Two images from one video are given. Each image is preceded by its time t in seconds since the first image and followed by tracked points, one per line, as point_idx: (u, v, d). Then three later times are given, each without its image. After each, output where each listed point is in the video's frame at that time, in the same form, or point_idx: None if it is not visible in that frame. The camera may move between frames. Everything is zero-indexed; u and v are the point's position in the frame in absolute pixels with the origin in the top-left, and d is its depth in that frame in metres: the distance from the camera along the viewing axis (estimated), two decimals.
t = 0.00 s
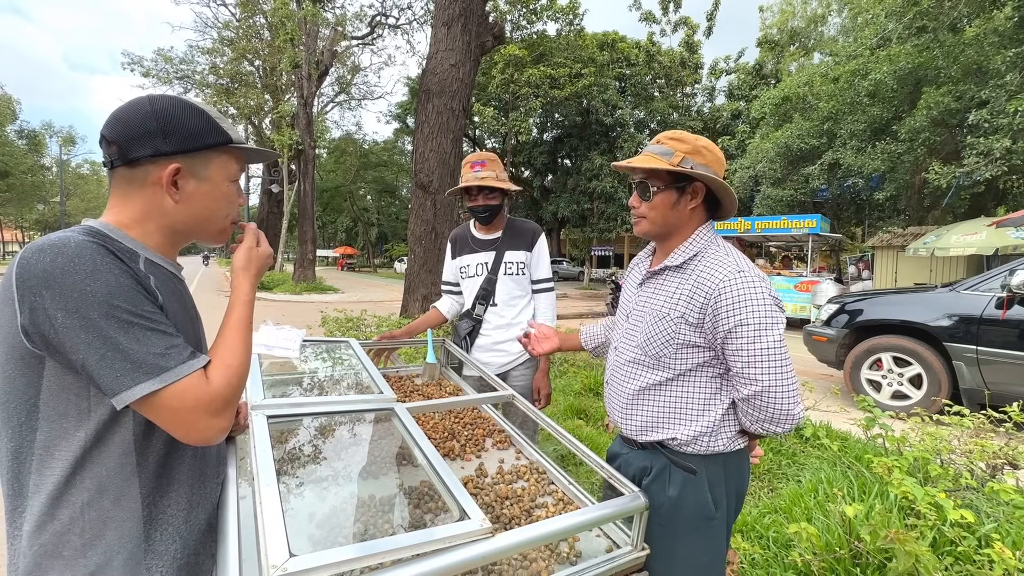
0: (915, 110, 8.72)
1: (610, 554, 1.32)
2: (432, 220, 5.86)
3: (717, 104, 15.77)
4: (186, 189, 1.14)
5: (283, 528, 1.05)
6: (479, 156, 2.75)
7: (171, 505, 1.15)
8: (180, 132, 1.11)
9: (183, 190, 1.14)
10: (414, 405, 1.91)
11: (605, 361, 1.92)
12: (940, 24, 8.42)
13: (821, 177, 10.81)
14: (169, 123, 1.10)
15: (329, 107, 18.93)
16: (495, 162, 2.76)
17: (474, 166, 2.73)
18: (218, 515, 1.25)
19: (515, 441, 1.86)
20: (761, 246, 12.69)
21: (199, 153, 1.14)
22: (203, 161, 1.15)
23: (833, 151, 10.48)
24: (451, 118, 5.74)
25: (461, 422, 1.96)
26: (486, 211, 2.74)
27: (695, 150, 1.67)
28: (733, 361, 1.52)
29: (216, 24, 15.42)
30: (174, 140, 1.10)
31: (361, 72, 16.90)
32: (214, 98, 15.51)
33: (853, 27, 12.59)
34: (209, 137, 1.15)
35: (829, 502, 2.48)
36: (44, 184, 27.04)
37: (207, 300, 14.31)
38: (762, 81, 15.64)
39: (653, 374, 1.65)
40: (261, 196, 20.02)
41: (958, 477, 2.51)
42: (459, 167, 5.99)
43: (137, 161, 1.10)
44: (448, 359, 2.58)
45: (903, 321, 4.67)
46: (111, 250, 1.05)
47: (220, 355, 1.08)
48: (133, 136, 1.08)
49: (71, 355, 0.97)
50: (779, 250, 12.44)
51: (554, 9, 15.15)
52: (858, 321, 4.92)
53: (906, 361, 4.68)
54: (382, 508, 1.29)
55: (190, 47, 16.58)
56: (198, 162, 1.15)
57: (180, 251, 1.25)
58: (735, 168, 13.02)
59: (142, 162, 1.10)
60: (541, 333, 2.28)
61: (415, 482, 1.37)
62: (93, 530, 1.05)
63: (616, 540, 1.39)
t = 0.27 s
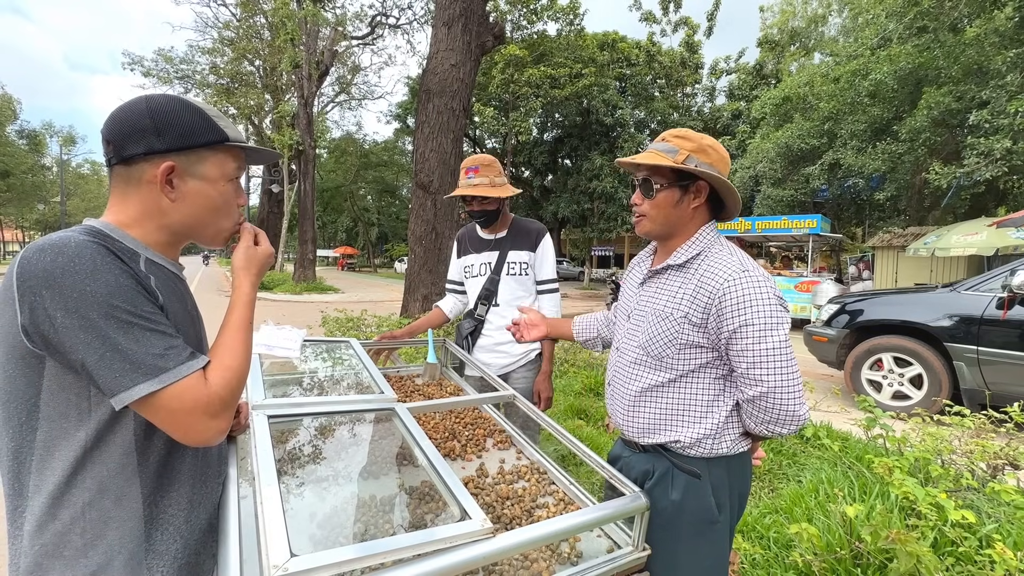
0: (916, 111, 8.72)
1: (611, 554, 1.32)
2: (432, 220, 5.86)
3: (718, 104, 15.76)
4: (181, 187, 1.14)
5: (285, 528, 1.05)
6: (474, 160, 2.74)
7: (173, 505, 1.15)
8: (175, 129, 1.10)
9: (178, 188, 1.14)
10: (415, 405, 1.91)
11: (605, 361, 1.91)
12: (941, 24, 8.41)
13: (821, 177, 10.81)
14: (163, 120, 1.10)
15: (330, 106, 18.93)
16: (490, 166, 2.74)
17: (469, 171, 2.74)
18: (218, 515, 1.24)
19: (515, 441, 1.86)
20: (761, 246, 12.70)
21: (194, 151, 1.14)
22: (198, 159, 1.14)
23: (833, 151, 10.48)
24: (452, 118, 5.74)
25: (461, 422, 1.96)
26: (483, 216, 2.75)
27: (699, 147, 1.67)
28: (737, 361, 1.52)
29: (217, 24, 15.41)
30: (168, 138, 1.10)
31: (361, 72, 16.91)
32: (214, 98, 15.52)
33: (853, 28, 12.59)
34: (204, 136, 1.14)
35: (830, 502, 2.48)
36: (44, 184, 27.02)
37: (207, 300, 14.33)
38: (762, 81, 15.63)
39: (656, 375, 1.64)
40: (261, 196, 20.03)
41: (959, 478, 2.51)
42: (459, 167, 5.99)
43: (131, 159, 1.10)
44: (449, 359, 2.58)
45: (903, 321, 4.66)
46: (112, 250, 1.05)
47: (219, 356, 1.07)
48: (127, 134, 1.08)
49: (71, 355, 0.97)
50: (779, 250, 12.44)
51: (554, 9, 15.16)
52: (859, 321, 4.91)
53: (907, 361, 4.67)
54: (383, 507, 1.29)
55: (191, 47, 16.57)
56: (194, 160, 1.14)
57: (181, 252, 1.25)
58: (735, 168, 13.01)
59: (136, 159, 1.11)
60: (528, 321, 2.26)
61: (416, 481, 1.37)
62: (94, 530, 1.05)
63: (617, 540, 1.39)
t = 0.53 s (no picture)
0: (916, 111, 8.72)
1: (612, 555, 1.32)
2: (432, 219, 5.86)
3: (718, 104, 15.75)
4: (180, 186, 1.13)
5: (286, 529, 1.05)
6: (478, 158, 2.73)
7: (174, 505, 1.14)
8: (174, 129, 1.10)
9: (177, 187, 1.13)
10: (416, 405, 1.91)
11: (608, 363, 1.91)
12: (942, 24, 8.40)
13: (822, 177, 10.80)
14: (160, 119, 1.09)
15: (330, 106, 18.93)
16: (493, 164, 2.72)
17: (472, 169, 2.73)
18: (220, 515, 1.24)
19: (516, 442, 1.86)
20: (762, 246, 12.69)
21: (193, 149, 1.13)
22: (197, 158, 1.14)
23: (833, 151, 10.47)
24: (452, 118, 5.74)
25: (462, 423, 1.95)
26: (487, 215, 2.75)
27: (677, 151, 1.65)
28: (744, 364, 1.52)
29: (217, 24, 15.41)
30: (167, 137, 1.10)
31: (362, 72, 16.91)
32: (214, 98, 15.53)
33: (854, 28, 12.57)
34: (203, 134, 1.13)
35: (831, 503, 2.48)
36: (45, 184, 27.05)
37: (208, 299, 14.32)
38: (763, 81, 15.61)
39: (662, 378, 1.63)
40: (261, 196, 20.03)
41: (960, 478, 2.51)
42: (459, 167, 5.98)
43: (131, 158, 1.10)
44: (450, 359, 2.59)
45: (904, 321, 4.66)
46: (113, 250, 1.05)
47: (222, 353, 1.07)
48: (126, 133, 1.08)
49: (73, 354, 0.97)
50: (779, 250, 12.43)
51: (555, 9, 15.16)
52: (860, 321, 4.90)
53: (907, 361, 4.67)
54: (383, 508, 1.28)
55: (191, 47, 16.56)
56: (192, 159, 1.13)
57: (182, 252, 1.25)
58: (736, 168, 13.00)
59: (136, 159, 1.10)
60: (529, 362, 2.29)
61: (417, 482, 1.37)
62: (95, 529, 1.04)
63: (618, 541, 1.38)
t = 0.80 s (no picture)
0: (917, 111, 8.72)
1: (612, 555, 1.32)
2: (432, 219, 5.86)
3: (718, 104, 15.74)
4: (180, 185, 1.13)
5: (286, 529, 1.05)
6: (480, 157, 2.74)
7: (175, 504, 1.14)
8: (173, 128, 1.10)
9: (177, 186, 1.13)
10: (416, 404, 1.91)
11: (609, 365, 1.91)
12: (942, 25, 8.40)
13: (822, 177, 10.79)
14: (159, 119, 1.09)
15: (330, 106, 18.92)
16: (495, 163, 2.74)
17: (475, 167, 2.74)
18: (221, 514, 1.24)
19: (516, 442, 1.86)
20: (762, 246, 12.69)
21: (192, 148, 1.13)
22: (197, 157, 1.14)
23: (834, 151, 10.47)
24: (452, 118, 5.74)
25: (462, 422, 1.96)
26: (489, 213, 2.76)
27: (674, 151, 1.65)
28: (748, 365, 1.52)
29: (217, 23, 15.41)
30: (166, 136, 1.10)
31: (362, 72, 16.90)
32: (215, 98, 15.52)
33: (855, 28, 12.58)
34: (202, 133, 1.13)
35: (831, 503, 2.48)
36: (46, 183, 27.06)
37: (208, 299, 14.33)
38: (763, 81, 15.60)
39: (665, 380, 1.63)
40: (262, 195, 20.03)
41: (960, 478, 2.51)
42: (460, 167, 5.98)
43: (131, 158, 1.10)
44: (451, 359, 2.59)
45: (904, 321, 4.66)
46: (114, 249, 1.05)
47: (222, 354, 1.07)
48: (125, 133, 1.08)
49: (75, 352, 0.97)
50: (780, 250, 12.43)
51: (555, 9, 15.16)
52: (860, 321, 4.90)
53: (908, 362, 4.67)
54: (383, 508, 1.28)
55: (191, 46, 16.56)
56: (192, 158, 1.13)
57: (183, 251, 1.25)
58: (736, 168, 13.00)
59: (135, 159, 1.10)
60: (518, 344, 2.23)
61: (417, 482, 1.37)
62: (97, 528, 1.04)
63: (619, 540, 1.38)
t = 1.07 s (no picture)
0: (917, 111, 8.71)
1: (612, 554, 1.32)
2: (432, 219, 5.86)
3: (719, 104, 15.73)
4: (179, 184, 1.14)
5: (285, 529, 1.05)
6: (485, 154, 2.73)
7: (176, 503, 1.15)
8: (171, 126, 1.10)
9: (175, 185, 1.13)
10: (416, 404, 1.91)
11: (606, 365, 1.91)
12: (942, 24, 8.39)
13: (823, 177, 10.78)
14: (158, 118, 1.10)
15: (330, 105, 18.91)
16: (500, 160, 2.73)
17: (479, 163, 2.72)
18: (221, 513, 1.24)
19: (516, 441, 1.86)
20: (762, 246, 12.69)
21: (191, 147, 1.13)
22: (196, 155, 1.14)
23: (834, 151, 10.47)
24: (452, 118, 5.73)
25: (462, 422, 1.96)
26: (490, 210, 2.75)
27: (672, 151, 1.65)
28: (744, 365, 1.52)
29: (217, 23, 15.41)
30: (164, 135, 1.10)
31: (362, 71, 16.90)
32: (215, 97, 15.51)
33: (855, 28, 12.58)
34: (201, 131, 1.13)
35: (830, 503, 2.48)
36: (46, 183, 27.05)
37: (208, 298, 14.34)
38: (764, 81, 15.60)
39: (660, 380, 1.64)
40: (262, 195, 20.01)
41: (960, 478, 2.51)
42: (460, 166, 5.98)
43: (130, 157, 1.10)
44: (451, 358, 2.59)
45: (904, 321, 4.66)
46: (113, 248, 1.05)
47: (221, 353, 1.07)
48: (125, 132, 1.08)
49: (75, 351, 0.97)
50: (780, 250, 12.43)
51: (556, 9, 15.16)
52: (860, 321, 4.90)
53: (907, 362, 4.67)
54: (383, 507, 1.28)
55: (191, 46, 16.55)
56: (191, 156, 1.13)
57: (183, 250, 1.25)
58: (736, 168, 12.99)
59: (135, 158, 1.11)
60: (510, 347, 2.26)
61: (417, 481, 1.37)
62: (97, 527, 1.05)
63: (618, 540, 1.38)
